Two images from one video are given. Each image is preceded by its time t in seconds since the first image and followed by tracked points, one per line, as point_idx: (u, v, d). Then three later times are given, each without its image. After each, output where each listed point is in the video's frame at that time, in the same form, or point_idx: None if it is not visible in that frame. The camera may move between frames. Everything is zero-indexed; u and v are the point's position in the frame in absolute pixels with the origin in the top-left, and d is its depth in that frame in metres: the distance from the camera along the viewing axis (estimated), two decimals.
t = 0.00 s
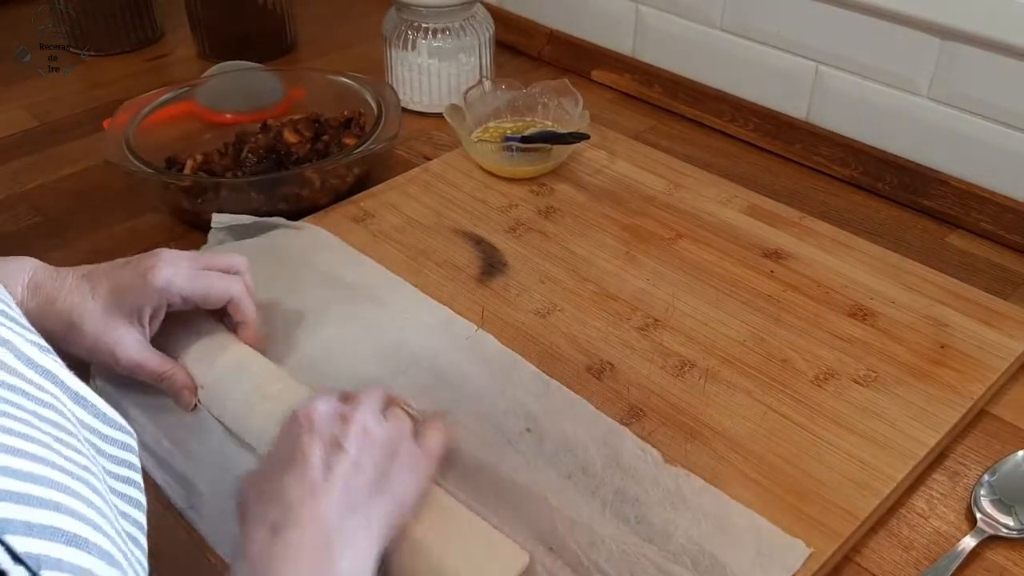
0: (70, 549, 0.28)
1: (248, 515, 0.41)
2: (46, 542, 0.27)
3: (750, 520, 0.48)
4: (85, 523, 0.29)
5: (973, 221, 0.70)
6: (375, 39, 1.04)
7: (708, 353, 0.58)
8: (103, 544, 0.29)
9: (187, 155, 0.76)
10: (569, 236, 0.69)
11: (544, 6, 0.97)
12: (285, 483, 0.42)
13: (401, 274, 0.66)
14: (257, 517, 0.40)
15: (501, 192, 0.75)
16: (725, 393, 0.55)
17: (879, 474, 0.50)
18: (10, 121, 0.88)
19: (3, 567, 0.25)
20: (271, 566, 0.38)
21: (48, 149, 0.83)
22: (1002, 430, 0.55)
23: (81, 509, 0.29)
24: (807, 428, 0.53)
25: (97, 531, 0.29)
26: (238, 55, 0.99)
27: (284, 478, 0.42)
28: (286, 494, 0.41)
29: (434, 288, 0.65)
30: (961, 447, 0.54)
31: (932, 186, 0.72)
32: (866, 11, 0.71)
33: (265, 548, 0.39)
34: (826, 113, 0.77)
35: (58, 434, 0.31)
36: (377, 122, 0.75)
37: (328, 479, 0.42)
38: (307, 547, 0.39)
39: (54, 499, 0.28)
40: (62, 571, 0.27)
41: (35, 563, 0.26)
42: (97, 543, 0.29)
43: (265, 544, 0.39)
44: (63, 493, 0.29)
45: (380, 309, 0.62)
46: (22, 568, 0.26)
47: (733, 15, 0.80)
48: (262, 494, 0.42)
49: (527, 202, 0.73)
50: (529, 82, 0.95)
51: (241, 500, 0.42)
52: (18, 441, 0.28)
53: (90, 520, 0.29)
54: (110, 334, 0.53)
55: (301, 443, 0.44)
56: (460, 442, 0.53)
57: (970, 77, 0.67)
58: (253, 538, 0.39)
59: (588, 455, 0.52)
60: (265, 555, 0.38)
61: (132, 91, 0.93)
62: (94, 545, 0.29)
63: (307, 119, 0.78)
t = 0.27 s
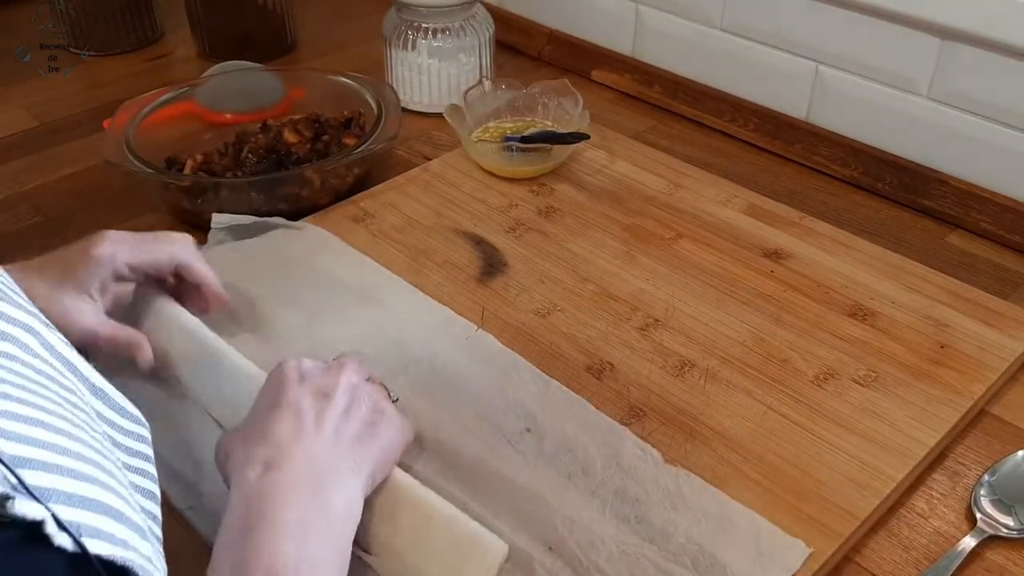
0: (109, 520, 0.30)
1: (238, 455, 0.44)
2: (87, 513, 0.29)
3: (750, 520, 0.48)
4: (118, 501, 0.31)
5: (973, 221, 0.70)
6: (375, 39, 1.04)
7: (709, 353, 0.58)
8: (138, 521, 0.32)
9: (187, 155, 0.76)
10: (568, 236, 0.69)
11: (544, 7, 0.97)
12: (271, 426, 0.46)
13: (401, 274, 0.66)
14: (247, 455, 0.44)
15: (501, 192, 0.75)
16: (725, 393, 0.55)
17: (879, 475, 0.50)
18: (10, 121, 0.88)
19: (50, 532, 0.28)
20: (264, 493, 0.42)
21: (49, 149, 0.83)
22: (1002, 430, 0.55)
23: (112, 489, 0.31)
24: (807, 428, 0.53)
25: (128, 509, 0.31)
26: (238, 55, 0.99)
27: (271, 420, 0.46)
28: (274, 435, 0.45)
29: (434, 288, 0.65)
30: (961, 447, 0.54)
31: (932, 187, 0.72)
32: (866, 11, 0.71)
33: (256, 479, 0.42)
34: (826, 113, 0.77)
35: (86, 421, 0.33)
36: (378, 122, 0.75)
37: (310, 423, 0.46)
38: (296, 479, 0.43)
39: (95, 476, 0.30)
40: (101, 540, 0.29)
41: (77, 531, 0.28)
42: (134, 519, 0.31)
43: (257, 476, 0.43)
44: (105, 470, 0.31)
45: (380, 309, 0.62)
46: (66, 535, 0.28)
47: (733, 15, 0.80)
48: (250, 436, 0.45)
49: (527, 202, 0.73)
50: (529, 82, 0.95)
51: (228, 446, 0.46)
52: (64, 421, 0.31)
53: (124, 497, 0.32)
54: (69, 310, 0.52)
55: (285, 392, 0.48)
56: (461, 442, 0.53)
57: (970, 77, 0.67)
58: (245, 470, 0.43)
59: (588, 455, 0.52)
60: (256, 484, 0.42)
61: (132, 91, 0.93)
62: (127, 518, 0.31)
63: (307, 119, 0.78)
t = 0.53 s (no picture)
0: (123, 495, 0.32)
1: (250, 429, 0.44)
2: (103, 488, 0.31)
3: (751, 520, 0.48)
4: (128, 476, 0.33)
5: (973, 221, 0.70)
6: (375, 39, 1.04)
7: (709, 353, 0.58)
8: (146, 494, 0.34)
9: (187, 155, 0.76)
10: (568, 236, 0.69)
11: (544, 6, 0.97)
12: (283, 404, 0.45)
13: (401, 274, 0.66)
14: (259, 429, 0.44)
15: (501, 192, 0.75)
16: (725, 393, 0.55)
17: (879, 474, 0.50)
18: (10, 121, 0.88)
19: (71, 508, 0.29)
20: (275, 472, 0.42)
21: (49, 149, 0.83)
22: (1002, 430, 0.55)
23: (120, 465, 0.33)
24: (807, 427, 0.53)
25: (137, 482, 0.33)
26: (238, 55, 0.99)
27: (282, 396, 0.46)
28: (285, 413, 0.45)
29: (434, 288, 0.65)
30: (961, 447, 0.54)
31: (932, 187, 0.72)
32: (866, 11, 0.71)
33: (268, 457, 0.42)
34: (826, 113, 0.78)
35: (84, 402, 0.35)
36: (378, 122, 0.75)
37: (321, 404, 0.46)
38: (307, 458, 0.43)
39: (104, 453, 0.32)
40: (119, 513, 0.31)
41: (97, 507, 0.30)
42: (143, 491, 0.33)
43: (274, 453, 0.42)
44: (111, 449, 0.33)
45: (380, 309, 0.62)
46: (86, 510, 0.30)
47: (733, 15, 0.80)
48: (260, 410, 0.45)
49: (527, 202, 0.73)
50: (530, 82, 0.95)
51: (236, 420, 0.45)
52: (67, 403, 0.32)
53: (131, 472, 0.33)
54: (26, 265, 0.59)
55: (296, 371, 0.47)
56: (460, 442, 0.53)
57: (970, 77, 0.67)
58: (257, 445, 0.43)
59: (587, 455, 0.52)
60: (267, 462, 0.42)
61: (132, 91, 0.93)
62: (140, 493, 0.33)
63: (307, 119, 0.78)
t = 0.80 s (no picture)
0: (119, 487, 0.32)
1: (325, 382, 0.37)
2: (101, 482, 0.31)
3: (752, 520, 0.48)
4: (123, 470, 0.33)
5: (973, 221, 0.70)
6: (375, 39, 1.04)
7: (709, 353, 0.58)
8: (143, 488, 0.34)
9: (188, 155, 0.76)
10: (568, 236, 0.69)
11: (544, 7, 0.97)
12: (362, 362, 0.38)
13: (401, 274, 0.66)
14: (336, 385, 0.37)
15: (501, 192, 0.75)
16: (725, 392, 0.55)
17: (879, 474, 0.50)
18: (10, 121, 0.88)
19: (69, 501, 0.30)
20: (345, 443, 0.35)
21: (48, 149, 0.83)
22: (1002, 430, 0.55)
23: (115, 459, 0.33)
24: (807, 427, 0.53)
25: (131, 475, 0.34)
26: (238, 55, 0.99)
27: (363, 352, 0.39)
28: (366, 374, 0.38)
29: (434, 288, 0.65)
30: (961, 447, 0.54)
31: (932, 187, 0.72)
32: (866, 11, 0.71)
33: (339, 424, 0.36)
34: (826, 113, 0.77)
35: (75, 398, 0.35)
36: (378, 122, 0.75)
37: (406, 368, 0.39)
38: (379, 429, 0.36)
39: (98, 448, 0.33)
40: (116, 506, 0.31)
41: (95, 500, 0.31)
42: (139, 485, 0.34)
43: (343, 419, 0.36)
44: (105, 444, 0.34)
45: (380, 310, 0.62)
46: (84, 503, 0.30)
47: (733, 16, 0.80)
48: (337, 363, 0.38)
49: (527, 202, 0.73)
50: (530, 82, 0.95)
51: (308, 371, 0.39)
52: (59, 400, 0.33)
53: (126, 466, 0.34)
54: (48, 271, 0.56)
55: (383, 324, 0.40)
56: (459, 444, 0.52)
57: (970, 77, 0.67)
58: (330, 405, 0.36)
59: (587, 454, 0.52)
60: (339, 429, 0.36)
61: (132, 91, 0.93)
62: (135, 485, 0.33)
63: (307, 119, 0.78)
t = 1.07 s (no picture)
0: (108, 515, 0.32)
1: (370, 434, 0.36)
2: (90, 511, 0.31)
3: (752, 519, 0.47)
4: (112, 497, 0.33)
5: (973, 221, 0.70)
6: (375, 40, 1.04)
7: (708, 353, 0.58)
8: (130, 512, 0.34)
9: (188, 155, 0.76)
10: (568, 236, 0.69)
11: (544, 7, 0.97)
12: (417, 413, 0.38)
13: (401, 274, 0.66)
14: (384, 440, 0.36)
15: (501, 192, 0.75)
16: (725, 393, 0.55)
17: (879, 474, 0.50)
18: (10, 121, 0.88)
19: (57, 534, 0.29)
20: (389, 505, 0.34)
21: (48, 149, 0.83)
22: (1002, 430, 0.55)
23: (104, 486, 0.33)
24: (807, 427, 0.53)
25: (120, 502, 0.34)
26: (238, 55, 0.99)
27: (419, 404, 0.38)
28: (423, 433, 0.37)
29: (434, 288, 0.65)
30: (961, 447, 0.54)
31: (933, 187, 0.72)
32: (865, 12, 0.71)
33: (386, 481, 0.35)
34: (827, 113, 0.77)
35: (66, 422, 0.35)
36: (377, 122, 0.75)
37: (455, 429, 0.39)
38: (426, 486, 0.36)
39: (88, 475, 0.32)
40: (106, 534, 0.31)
41: (84, 530, 0.30)
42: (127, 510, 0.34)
43: (389, 471, 0.35)
44: (92, 469, 0.33)
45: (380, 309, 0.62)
46: (75, 534, 0.30)
47: (733, 16, 0.80)
48: (393, 413, 0.37)
49: (527, 202, 0.73)
50: (530, 82, 0.95)
51: (360, 413, 0.37)
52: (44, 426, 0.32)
53: (113, 491, 0.34)
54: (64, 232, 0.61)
55: (448, 378, 0.40)
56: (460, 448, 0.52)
57: (969, 77, 0.67)
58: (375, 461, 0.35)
59: (588, 454, 0.52)
60: (385, 490, 0.34)
61: (132, 91, 0.93)
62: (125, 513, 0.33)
63: (307, 119, 0.78)
